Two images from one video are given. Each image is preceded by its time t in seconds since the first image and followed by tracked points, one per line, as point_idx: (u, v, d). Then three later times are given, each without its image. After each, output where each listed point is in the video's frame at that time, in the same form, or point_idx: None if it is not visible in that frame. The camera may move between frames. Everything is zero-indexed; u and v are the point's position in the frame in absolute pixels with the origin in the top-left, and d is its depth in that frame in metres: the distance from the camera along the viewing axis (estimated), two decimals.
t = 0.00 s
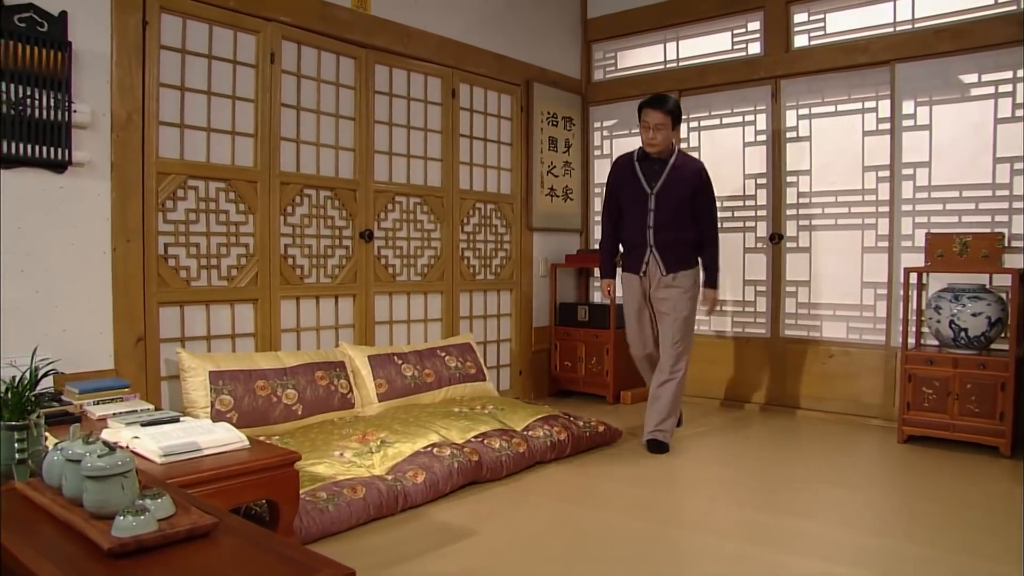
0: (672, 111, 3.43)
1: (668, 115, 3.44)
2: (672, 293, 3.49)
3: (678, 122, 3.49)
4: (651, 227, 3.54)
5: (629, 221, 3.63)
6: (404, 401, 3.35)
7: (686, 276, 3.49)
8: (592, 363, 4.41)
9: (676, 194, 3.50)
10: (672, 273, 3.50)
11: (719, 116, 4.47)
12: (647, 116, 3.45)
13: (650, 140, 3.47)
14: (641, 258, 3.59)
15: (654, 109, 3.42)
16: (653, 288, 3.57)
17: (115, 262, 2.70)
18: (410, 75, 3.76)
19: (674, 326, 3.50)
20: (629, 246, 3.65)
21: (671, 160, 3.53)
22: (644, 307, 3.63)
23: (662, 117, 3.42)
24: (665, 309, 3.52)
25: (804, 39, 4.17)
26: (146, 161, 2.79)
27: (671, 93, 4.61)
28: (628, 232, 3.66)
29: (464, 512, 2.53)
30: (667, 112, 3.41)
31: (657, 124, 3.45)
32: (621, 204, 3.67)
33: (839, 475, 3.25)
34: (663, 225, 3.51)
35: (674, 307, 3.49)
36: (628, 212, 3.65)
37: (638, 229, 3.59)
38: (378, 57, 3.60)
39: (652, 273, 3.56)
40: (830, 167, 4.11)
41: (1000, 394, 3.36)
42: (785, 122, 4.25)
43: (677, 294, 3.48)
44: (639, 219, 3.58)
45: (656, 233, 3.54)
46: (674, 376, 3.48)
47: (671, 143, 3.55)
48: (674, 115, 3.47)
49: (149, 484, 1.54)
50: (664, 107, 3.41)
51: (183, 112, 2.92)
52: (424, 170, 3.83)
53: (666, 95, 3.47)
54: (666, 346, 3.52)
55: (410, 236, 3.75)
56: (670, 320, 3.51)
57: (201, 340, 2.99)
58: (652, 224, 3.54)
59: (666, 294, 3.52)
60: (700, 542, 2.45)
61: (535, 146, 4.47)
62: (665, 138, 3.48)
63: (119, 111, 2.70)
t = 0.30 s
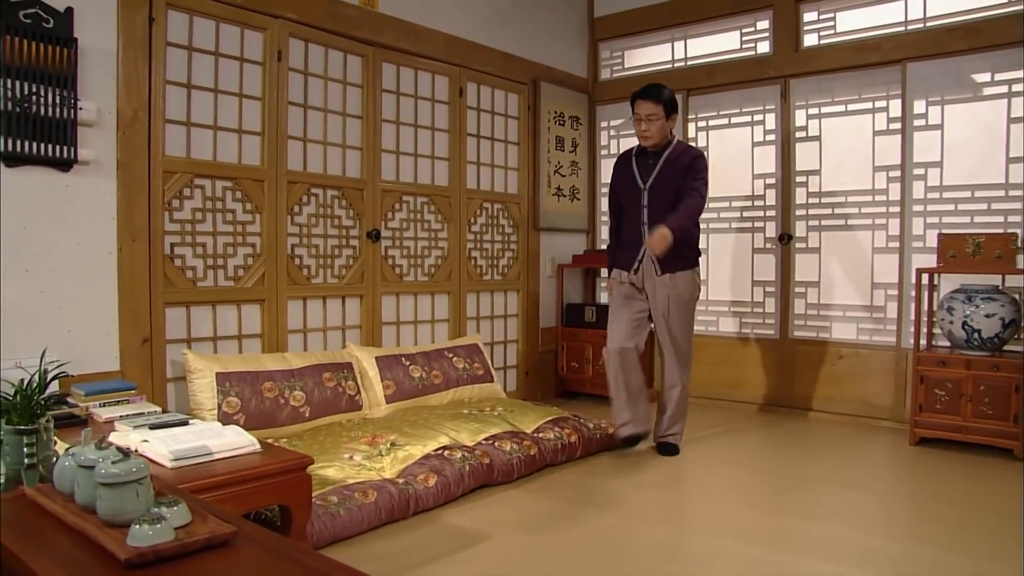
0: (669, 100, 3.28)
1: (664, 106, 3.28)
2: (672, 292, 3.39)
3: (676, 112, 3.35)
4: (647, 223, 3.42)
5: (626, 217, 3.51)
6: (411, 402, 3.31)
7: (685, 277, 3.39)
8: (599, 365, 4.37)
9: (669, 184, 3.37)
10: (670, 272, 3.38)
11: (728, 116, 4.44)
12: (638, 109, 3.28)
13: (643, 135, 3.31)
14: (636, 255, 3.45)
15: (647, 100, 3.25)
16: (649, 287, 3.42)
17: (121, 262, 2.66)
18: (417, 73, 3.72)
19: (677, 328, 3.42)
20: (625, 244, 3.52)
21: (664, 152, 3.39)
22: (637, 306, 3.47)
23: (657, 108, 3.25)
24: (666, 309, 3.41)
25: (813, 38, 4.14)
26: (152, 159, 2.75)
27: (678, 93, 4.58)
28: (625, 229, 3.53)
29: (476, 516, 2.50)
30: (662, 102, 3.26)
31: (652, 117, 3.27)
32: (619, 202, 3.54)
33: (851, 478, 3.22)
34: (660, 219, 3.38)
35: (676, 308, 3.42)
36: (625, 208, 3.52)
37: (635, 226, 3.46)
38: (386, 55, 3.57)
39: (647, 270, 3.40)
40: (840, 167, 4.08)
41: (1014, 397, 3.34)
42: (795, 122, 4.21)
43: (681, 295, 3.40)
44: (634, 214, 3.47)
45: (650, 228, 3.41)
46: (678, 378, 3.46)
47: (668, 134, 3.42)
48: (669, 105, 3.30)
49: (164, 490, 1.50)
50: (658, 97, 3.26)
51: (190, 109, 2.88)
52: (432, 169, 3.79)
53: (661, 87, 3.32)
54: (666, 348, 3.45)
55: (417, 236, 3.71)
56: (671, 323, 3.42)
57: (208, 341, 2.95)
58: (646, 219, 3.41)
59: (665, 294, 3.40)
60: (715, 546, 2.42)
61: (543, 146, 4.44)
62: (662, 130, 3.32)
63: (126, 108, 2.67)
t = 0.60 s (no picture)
0: (644, 94, 3.03)
1: (638, 100, 3.02)
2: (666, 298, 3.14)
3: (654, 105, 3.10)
4: (632, 225, 3.13)
5: (608, 221, 3.22)
6: (420, 404, 3.28)
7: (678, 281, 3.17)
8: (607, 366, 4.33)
9: (657, 183, 3.11)
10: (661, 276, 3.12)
11: (737, 115, 4.40)
12: (611, 104, 3.04)
13: (618, 132, 3.06)
14: (620, 260, 3.16)
15: (619, 94, 3.01)
16: (640, 294, 3.11)
17: (128, 262, 2.62)
18: (424, 71, 3.68)
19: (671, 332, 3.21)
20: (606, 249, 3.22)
21: (648, 148, 3.13)
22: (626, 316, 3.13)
23: (630, 102, 3.00)
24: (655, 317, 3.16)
25: (824, 36, 4.10)
26: (159, 157, 2.71)
27: (687, 92, 4.54)
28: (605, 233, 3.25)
29: (489, 520, 2.46)
30: (637, 95, 3.01)
31: (625, 112, 3.02)
32: (598, 204, 3.25)
33: (865, 480, 3.18)
34: (647, 220, 3.11)
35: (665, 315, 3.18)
36: (604, 211, 3.24)
37: (618, 229, 3.17)
38: (394, 53, 3.53)
39: (636, 275, 3.11)
40: (851, 167, 4.04)
41: None
42: (805, 121, 4.17)
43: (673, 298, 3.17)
44: (618, 217, 3.18)
45: (638, 230, 3.12)
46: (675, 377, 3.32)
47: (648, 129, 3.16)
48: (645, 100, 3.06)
49: (180, 497, 1.46)
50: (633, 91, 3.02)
51: (197, 107, 2.84)
52: (439, 168, 3.75)
53: (640, 79, 3.06)
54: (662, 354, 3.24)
55: (425, 236, 3.67)
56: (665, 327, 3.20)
57: (215, 342, 2.91)
58: (633, 221, 3.13)
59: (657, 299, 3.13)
60: (731, 550, 2.38)
61: (550, 145, 4.40)
62: (638, 126, 3.07)
63: (132, 105, 2.63)
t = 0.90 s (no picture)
0: (621, 80, 2.75)
1: (614, 88, 2.75)
2: (639, 296, 2.81)
3: (633, 92, 2.82)
4: (610, 217, 2.84)
5: (586, 213, 2.95)
6: (428, 406, 3.24)
7: (655, 278, 2.80)
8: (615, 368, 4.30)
9: (640, 175, 2.81)
10: (634, 273, 2.81)
11: (745, 115, 4.38)
12: (585, 95, 2.78)
13: (594, 123, 2.80)
14: (596, 254, 2.89)
15: (592, 83, 2.74)
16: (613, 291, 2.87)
17: (134, 263, 2.58)
18: (432, 70, 3.65)
19: (644, 336, 2.80)
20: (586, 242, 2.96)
21: (629, 137, 2.85)
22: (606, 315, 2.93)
23: (605, 91, 2.73)
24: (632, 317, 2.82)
25: (833, 37, 4.07)
26: (165, 155, 2.67)
27: (695, 92, 4.51)
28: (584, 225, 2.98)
29: (501, 525, 2.43)
30: (612, 82, 2.73)
31: (601, 100, 2.75)
32: (579, 195, 2.99)
33: (878, 484, 3.14)
34: (628, 212, 2.82)
35: (643, 316, 2.81)
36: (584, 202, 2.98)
37: (596, 219, 2.90)
38: (401, 52, 3.49)
39: (611, 271, 2.85)
40: (861, 168, 4.02)
41: None
42: (814, 122, 4.14)
43: (645, 297, 2.80)
44: (596, 209, 2.90)
45: (617, 223, 2.84)
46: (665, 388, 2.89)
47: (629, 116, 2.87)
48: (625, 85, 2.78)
49: (196, 505, 1.42)
50: (608, 78, 2.75)
51: (204, 105, 2.80)
52: (446, 168, 3.72)
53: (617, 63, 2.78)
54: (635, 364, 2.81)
55: (432, 237, 3.64)
56: (641, 331, 2.81)
57: (221, 344, 2.87)
58: (611, 214, 2.84)
59: (631, 297, 2.83)
60: (747, 555, 2.34)
61: (557, 145, 4.36)
62: (616, 115, 2.80)
63: (139, 104, 2.59)
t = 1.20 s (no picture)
0: (613, 76, 2.64)
1: (605, 83, 2.63)
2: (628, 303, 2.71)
3: (628, 89, 2.71)
4: (598, 221, 2.75)
5: (577, 214, 2.87)
6: (437, 410, 3.20)
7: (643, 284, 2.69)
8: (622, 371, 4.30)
9: (630, 176, 2.70)
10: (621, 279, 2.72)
11: (754, 116, 4.34)
12: (576, 91, 2.67)
13: (586, 121, 2.69)
14: (586, 259, 2.82)
15: (583, 79, 2.64)
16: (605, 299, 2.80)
17: (140, 265, 2.53)
18: (440, 70, 3.61)
19: (625, 346, 2.68)
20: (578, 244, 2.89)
21: (622, 135, 2.74)
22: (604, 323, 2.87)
23: (596, 87, 2.62)
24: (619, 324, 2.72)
25: (844, 36, 4.03)
26: (171, 156, 2.63)
27: (703, 92, 4.48)
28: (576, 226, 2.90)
29: (515, 532, 2.39)
30: (604, 77, 2.62)
31: (592, 98, 2.64)
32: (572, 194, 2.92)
33: (893, 488, 3.10)
34: (616, 215, 2.72)
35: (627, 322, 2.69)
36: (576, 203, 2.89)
37: (585, 222, 2.81)
38: (409, 52, 3.45)
39: (599, 277, 2.78)
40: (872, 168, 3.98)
41: None
42: (824, 123, 4.10)
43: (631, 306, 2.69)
44: (587, 212, 2.81)
45: (603, 227, 2.74)
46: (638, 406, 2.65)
47: (624, 112, 2.76)
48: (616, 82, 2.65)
49: (213, 516, 1.38)
50: (600, 73, 2.63)
51: (211, 105, 2.76)
52: (454, 169, 3.68)
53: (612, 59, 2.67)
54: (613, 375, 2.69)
55: (440, 239, 3.60)
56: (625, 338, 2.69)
57: (228, 347, 2.83)
58: (599, 218, 2.75)
59: (621, 305, 2.74)
60: (766, 561, 2.30)
61: (565, 145, 4.32)
62: (610, 111, 2.68)
63: (145, 103, 2.55)
